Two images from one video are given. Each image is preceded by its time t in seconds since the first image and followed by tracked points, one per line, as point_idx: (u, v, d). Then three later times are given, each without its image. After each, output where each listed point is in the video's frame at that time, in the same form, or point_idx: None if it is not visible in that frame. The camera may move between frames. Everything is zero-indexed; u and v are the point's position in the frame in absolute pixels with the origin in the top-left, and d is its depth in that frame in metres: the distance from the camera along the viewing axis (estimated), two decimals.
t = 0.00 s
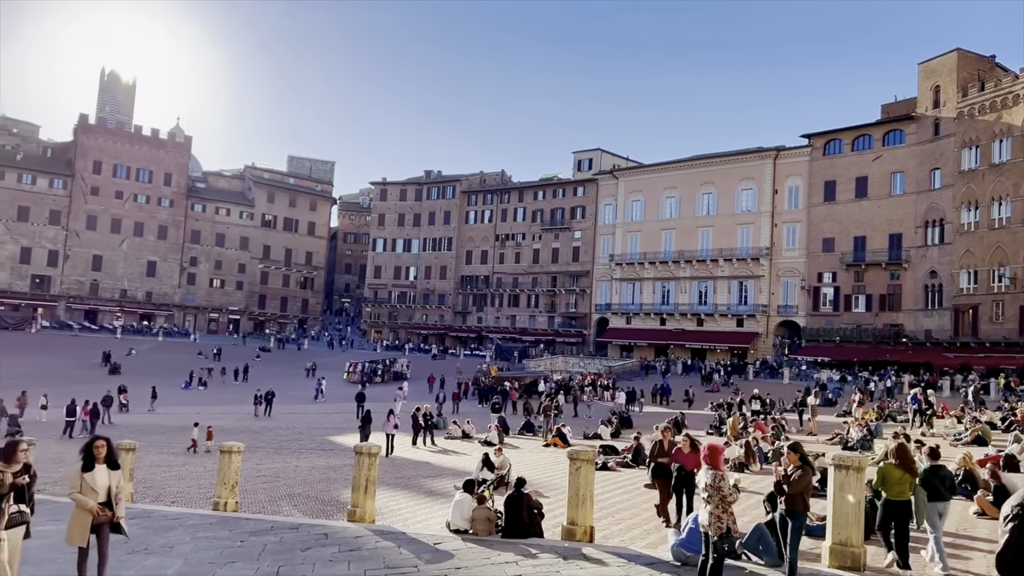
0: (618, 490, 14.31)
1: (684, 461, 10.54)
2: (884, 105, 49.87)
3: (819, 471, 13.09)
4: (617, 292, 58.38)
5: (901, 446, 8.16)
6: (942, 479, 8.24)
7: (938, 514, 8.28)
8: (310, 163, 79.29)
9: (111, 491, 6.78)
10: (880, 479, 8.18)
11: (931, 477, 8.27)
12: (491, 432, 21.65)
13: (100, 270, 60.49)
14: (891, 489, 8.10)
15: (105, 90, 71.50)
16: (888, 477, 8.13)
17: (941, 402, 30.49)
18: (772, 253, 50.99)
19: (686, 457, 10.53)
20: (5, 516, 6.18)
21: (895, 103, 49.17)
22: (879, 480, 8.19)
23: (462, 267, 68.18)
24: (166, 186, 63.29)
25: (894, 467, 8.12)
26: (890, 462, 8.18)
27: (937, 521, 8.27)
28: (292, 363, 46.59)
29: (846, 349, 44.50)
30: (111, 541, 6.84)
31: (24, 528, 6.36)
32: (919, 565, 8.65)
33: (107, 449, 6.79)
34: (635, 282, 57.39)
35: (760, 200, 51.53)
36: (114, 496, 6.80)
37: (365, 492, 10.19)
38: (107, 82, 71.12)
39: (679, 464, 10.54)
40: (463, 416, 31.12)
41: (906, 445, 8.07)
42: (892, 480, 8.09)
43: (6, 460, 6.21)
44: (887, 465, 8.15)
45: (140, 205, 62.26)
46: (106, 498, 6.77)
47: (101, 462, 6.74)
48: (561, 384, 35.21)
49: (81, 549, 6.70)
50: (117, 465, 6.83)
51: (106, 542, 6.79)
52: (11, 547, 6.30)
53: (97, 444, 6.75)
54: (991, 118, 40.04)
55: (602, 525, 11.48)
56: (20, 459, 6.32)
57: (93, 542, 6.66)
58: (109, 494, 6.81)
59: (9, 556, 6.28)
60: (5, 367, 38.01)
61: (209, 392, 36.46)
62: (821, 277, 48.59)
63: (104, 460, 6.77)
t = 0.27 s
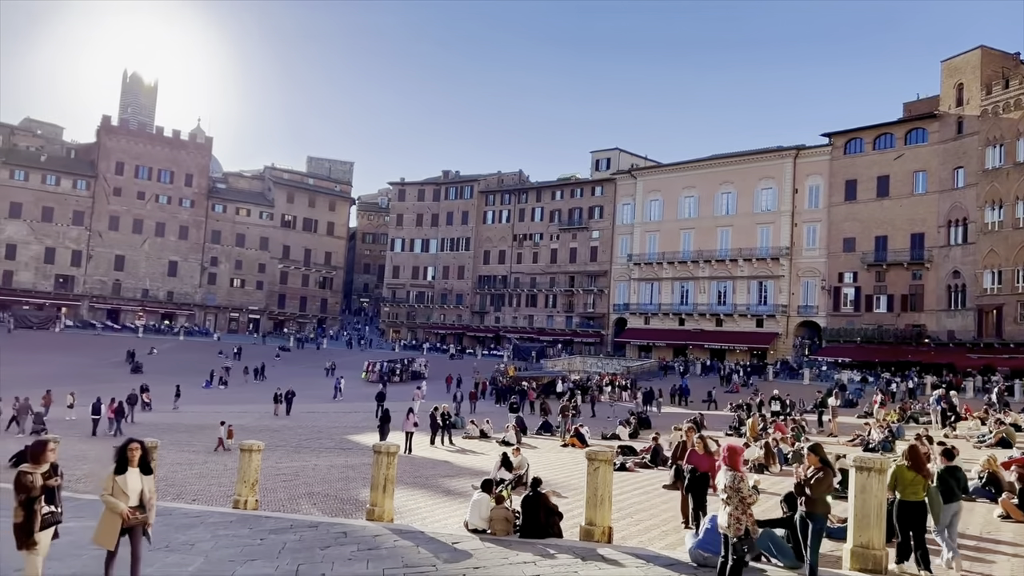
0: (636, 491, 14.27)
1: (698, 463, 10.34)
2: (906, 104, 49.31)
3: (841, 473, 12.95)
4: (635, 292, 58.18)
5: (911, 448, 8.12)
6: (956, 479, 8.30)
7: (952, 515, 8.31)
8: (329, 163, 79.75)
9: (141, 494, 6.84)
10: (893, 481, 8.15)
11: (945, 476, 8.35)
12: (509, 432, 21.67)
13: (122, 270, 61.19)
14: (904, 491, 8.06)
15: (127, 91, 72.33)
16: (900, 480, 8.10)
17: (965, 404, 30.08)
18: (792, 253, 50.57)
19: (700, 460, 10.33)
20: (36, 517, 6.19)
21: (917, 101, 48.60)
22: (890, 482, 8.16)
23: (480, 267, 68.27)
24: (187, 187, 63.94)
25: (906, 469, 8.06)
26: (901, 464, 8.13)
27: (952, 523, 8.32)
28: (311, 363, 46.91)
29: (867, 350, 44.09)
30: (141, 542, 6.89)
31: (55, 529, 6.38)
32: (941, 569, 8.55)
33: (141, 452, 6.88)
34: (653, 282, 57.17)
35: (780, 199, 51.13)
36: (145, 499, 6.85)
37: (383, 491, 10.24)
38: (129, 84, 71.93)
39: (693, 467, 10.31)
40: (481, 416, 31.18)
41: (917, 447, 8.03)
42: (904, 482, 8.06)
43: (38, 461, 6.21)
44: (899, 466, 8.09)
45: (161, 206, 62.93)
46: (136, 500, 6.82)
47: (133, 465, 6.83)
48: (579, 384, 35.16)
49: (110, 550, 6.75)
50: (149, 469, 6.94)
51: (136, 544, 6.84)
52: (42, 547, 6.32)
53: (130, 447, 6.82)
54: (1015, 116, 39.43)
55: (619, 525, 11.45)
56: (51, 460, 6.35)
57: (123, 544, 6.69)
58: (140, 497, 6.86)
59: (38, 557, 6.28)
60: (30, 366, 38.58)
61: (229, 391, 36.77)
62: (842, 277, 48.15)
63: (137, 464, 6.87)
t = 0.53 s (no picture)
0: (654, 491, 14.22)
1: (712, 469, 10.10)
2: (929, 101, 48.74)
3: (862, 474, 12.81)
4: (653, 292, 57.94)
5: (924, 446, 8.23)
6: (968, 476, 8.45)
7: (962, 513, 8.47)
8: (348, 163, 80.18)
9: (175, 490, 6.86)
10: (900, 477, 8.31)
11: (958, 473, 8.49)
12: (527, 431, 21.67)
13: (143, 269, 61.83)
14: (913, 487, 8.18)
15: (148, 92, 73.06)
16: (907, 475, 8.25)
17: (989, 405, 29.67)
18: (812, 252, 50.15)
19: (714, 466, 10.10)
20: (64, 512, 6.22)
21: (940, 98, 48.01)
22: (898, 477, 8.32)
23: (497, 267, 68.31)
24: (207, 187, 64.51)
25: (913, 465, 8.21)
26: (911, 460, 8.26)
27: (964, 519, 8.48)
28: (330, 361, 47.17)
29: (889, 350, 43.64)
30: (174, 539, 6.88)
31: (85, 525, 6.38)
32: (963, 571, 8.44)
33: (176, 448, 6.93)
34: (672, 282, 56.92)
35: (799, 198, 50.71)
36: (178, 495, 6.88)
37: (401, 490, 10.26)
38: (150, 85, 72.67)
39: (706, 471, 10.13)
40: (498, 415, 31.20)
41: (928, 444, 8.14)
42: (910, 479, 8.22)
43: (66, 454, 6.28)
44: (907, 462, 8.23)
45: (182, 206, 63.54)
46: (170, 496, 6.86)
47: (169, 460, 6.87)
48: (597, 384, 35.09)
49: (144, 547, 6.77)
50: (184, 465, 6.96)
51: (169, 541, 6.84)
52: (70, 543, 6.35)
53: (166, 442, 6.87)
54: None
55: (637, 526, 11.41)
56: (81, 454, 6.43)
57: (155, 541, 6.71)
58: (174, 494, 6.89)
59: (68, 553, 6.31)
60: (55, 364, 39.11)
61: (248, 389, 37.06)
62: (862, 277, 47.68)
63: (172, 459, 6.89)
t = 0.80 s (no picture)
0: (672, 491, 14.14)
1: (724, 469, 9.64)
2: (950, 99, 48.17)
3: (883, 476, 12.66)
4: (671, 291, 57.67)
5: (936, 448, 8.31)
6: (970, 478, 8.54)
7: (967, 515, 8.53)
8: (366, 163, 80.54)
9: (207, 489, 6.70)
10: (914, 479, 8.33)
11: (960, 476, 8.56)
12: (544, 431, 21.63)
13: (164, 268, 62.44)
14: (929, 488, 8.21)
15: (168, 93, 73.74)
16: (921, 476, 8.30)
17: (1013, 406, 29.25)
18: (832, 252, 49.71)
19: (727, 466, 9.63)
20: (93, 515, 6.19)
21: (961, 96, 47.44)
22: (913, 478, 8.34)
23: (514, 266, 68.32)
24: (226, 187, 65.03)
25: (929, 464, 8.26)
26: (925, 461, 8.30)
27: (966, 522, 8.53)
28: (348, 360, 47.39)
29: (910, 350, 43.19)
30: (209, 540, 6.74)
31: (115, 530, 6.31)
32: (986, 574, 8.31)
33: (206, 447, 6.74)
34: (690, 281, 56.64)
35: (819, 197, 50.28)
36: (210, 495, 6.72)
37: (419, 488, 10.28)
38: (170, 86, 73.35)
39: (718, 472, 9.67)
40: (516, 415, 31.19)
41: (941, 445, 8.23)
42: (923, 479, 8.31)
43: (97, 457, 6.25)
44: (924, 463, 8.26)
45: (202, 205, 64.09)
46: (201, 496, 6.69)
47: (199, 459, 6.71)
48: (614, 384, 35.00)
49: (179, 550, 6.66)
50: (215, 463, 6.77)
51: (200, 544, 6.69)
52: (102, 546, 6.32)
53: (196, 441, 6.72)
54: None
55: (655, 526, 11.35)
56: (113, 457, 6.38)
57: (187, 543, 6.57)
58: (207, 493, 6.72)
59: (100, 556, 6.28)
60: (77, 362, 39.60)
61: (267, 388, 37.31)
62: (883, 276, 47.17)
63: (203, 458, 6.72)
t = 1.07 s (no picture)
0: (689, 492, 14.09)
1: (731, 475, 9.44)
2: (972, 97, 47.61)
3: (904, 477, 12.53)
4: (689, 291, 57.41)
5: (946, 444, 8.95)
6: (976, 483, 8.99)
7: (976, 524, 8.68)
8: (383, 163, 80.87)
9: (237, 490, 6.69)
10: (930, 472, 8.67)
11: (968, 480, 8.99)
12: (561, 431, 21.62)
13: (183, 267, 63.01)
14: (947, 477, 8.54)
15: (188, 94, 74.40)
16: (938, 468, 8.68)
17: None
18: (851, 251, 49.26)
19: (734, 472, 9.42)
20: (126, 513, 6.24)
21: (984, 94, 46.86)
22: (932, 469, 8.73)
23: (531, 266, 68.31)
24: (246, 187, 65.54)
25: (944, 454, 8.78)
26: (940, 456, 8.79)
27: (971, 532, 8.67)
28: (365, 360, 47.58)
29: (932, 350, 42.71)
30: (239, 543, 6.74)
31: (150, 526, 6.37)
32: None
33: (234, 449, 6.71)
34: (708, 281, 56.34)
35: (838, 196, 49.85)
36: (240, 498, 6.71)
37: (436, 487, 10.30)
38: (190, 87, 73.97)
39: (725, 478, 9.48)
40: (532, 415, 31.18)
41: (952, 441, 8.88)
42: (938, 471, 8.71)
43: (133, 454, 6.31)
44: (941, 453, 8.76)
45: (221, 205, 64.61)
46: (232, 498, 6.69)
47: (228, 461, 6.68)
48: (631, 383, 34.94)
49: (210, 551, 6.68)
50: (245, 465, 6.74)
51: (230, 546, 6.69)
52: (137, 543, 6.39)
53: (224, 443, 6.69)
54: None
55: (673, 527, 11.30)
56: (148, 455, 6.43)
57: (217, 546, 6.57)
58: (237, 494, 6.72)
59: (134, 552, 6.35)
60: (99, 361, 40.09)
61: (285, 386, 37.56)
62: (903, 276, 46.64)
63: (233, 459, 6.69)
